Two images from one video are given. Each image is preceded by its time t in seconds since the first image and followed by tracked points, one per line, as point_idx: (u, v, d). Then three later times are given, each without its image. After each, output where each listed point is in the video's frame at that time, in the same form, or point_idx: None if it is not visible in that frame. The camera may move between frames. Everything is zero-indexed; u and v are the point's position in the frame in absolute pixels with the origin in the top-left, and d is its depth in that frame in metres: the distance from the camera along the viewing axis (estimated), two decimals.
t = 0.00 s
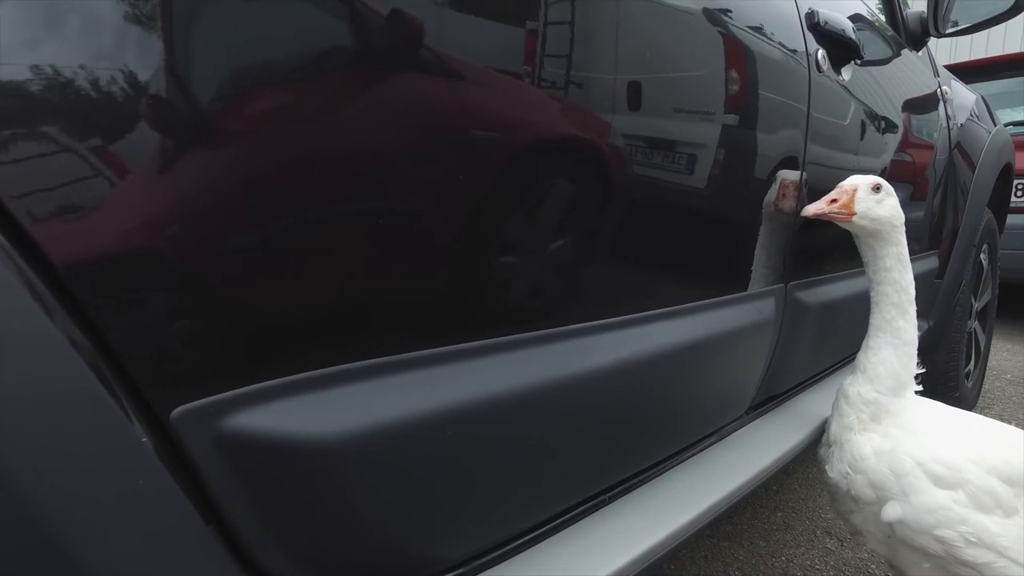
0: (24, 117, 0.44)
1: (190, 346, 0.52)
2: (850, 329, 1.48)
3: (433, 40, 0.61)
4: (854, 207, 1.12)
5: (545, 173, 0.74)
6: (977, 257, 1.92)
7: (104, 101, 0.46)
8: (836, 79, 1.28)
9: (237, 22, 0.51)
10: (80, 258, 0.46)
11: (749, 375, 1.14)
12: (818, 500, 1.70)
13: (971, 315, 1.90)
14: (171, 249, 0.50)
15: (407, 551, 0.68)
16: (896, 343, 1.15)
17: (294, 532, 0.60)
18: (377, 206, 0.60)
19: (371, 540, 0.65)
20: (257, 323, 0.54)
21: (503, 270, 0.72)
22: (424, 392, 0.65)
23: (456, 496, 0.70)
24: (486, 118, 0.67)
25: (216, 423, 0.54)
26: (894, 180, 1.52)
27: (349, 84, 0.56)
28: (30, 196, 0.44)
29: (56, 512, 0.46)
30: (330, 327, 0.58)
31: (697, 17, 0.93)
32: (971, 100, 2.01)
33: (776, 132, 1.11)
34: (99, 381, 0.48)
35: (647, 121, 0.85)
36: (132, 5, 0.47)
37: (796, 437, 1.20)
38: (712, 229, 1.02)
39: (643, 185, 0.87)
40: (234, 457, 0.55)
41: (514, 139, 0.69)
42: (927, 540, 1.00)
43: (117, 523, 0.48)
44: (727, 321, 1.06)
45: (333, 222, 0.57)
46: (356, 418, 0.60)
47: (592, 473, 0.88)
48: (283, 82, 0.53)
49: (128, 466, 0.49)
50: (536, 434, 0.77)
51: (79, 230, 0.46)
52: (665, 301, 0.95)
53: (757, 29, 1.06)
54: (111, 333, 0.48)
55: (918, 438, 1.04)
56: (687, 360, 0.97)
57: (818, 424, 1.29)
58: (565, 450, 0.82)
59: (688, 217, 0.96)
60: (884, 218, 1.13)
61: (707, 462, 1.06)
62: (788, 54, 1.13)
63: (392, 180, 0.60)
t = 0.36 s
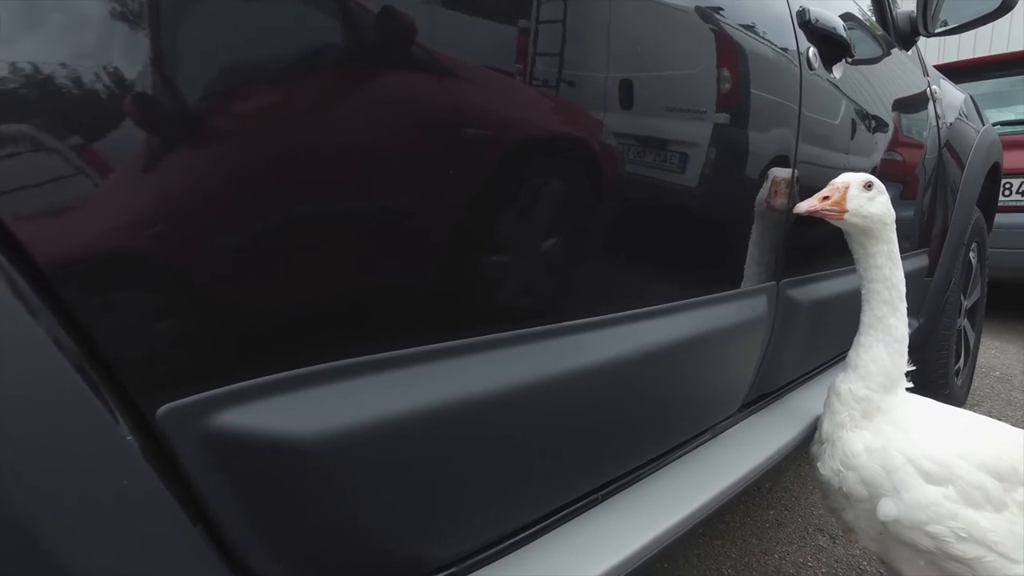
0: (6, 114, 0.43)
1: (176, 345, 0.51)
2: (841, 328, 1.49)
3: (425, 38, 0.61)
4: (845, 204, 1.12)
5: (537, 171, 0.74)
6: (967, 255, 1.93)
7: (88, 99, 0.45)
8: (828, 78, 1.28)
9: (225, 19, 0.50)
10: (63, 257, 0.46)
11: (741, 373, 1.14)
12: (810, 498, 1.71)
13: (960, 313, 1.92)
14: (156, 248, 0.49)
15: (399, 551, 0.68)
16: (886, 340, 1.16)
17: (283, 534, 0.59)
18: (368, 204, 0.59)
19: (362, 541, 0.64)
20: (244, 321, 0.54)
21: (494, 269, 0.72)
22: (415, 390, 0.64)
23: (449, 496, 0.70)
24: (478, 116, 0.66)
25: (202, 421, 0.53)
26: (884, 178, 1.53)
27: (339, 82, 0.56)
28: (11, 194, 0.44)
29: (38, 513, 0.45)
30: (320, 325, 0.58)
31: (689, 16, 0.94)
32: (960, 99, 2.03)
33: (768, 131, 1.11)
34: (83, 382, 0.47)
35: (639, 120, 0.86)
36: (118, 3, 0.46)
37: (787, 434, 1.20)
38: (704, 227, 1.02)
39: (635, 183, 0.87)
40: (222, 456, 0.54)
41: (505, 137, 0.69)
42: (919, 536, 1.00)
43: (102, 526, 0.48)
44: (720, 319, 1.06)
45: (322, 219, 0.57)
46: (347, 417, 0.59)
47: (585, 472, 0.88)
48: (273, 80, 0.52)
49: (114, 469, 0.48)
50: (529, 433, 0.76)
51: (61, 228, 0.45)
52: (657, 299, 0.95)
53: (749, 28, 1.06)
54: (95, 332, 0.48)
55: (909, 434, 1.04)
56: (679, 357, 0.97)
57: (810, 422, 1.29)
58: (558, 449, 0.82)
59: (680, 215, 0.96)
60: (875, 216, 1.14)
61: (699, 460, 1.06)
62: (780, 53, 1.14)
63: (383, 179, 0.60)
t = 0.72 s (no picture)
0: None
1: (160, 346, 0.50)
2: (832, 326, 1.49)
3: (416, 36, 0.61)
4: (835, 203, 1.13)
5: (528, 171, 0.74)
6: (954, 254, 1.95)
7: (69, 97, 0.45)
8: (817, 77, 1.29)
9: (211, 17, 0.49)
10: (42, 257, 0.45)
11: (732, 372, 1.14)
12: (801, 496, 1.71)
13: (948, 312, 1.93)
14: (137, 248, 0.48)
15: (390, 552, 0.67)
16: (877, 338, 1.17)
17: (271, 537, 0.59)
18: (356, 204, 0.59)
19: (353, 542, 0.64)
20: (231, 322, 0.53)
21: (485, 268, 0.71)
22: (406, 389, 0.64)
23: (440, 497, 0.70)
24: (469, 115, 0.66)
25: (189, 421, 0.52)
26: (874, 178, 1.54)
27: (328, 81, 0.55)
28: None
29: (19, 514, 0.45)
30: (308, 325, 0.57)
31: (679, 15, 0.94)
32: (947, 99, 2.04)
33: (758, 131, 1.12)
34: (66, 384, 0.47)
35: (630, 119, 0.86)
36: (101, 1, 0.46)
37: (779, 433, 1.21)
38: (695, 227, 1.03)
39: (626, 183, 0.87)
40: (208, 457, 0.53)
41: (495, 136, 0.69)
42: (909, 533, 1.01)
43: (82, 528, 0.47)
44: (711, 318, 1.06)
45: (310, 218, 0.56)
46: (337, 417, 0.58)
47: (576, 471, 0.87)
48: (260, 78, 0.52)
49: (96, 472, 0.48)
50: (520, 433, 0.76)
51: (39, 228, 0.45)
52: (648, 298, 0.96)
53: (739, 28, 1.06)
54: (77, 334, 0.47)
55: (899, 432, 1.05)
56: (670, 355, 0.97)
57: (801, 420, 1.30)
58: (549, 449, 0.82)
59: (671, 215, 0.97)
60: (865, 215, 1.14)
61: (690, 459, 1.07)
62: (770, 52, 1.14)
63: (372, 178, 0.60)
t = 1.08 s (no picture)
0: None
1: (143, 348, 0.50)
2: (822, 325, 1.50)
3: (406, 36, 0.60)
4: (825, 202, 1.13)
5: (519, 170, 0.74)
6: (943, 253, 1.97)
7: (46, 98, 0.44)
8: (807, 76, 1.29)
9: (195, 17, 0.49)
10: (19, 258, 0.44)
11: (723, 372, 1.15)
12: (792, 494, 1.72)
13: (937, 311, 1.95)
14: (115, 250, 0.48)
15: (380, 554, 0.67)
16: (867, 337, 1.17)
17: (260, 541, 0.58)
18: (345, 203, 0.58)
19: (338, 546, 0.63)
20: (218, 322, 0.53)
21: (476, 268, 0.71)
22: (396, 390, 0.63)
23: (430, 499, 0.69)
24: (461, 114, 0.66)
25: (173, 423, 0.51)
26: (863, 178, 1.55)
27: (316, 81, 0.55)
28: None
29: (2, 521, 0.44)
30: (299, 326, 0.57)
31: (670, 15, 0.94)
32: (935, 100, 2.06)
33: (749, 131, 1.12)
34: (46, 387, 0.46)
35: (622, 119, 0.86)
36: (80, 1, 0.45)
37: (769, 432, 1.21)
38: (686, 226, 1.03)
39: (618, 182, 0.87)
40: (191, 460, 0.52)
41: (486, 136, 0.69)
42: (899, 531, 1.01)
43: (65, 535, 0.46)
44: (702, 317, 1.06)
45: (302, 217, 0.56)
46: (327, 416, 0.58)
47: (567, 472, 0.87)
48: (245, 77, 0.51)
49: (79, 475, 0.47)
50: (512, 434, 0.76)
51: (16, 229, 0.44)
52: (639, 297, 0.96)
53: (729, 28, 1.07)
54: (57, 335, 0.47)
55: (889, 430, 1.06)
56: (662, 355, 0.97)
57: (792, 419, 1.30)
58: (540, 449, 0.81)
59: (662, 214, 0.97)
60: (856, 214, 1.15)
61: (681, 458, 1.07)
62: (760, 52, 1.14)
63: (361, 177, 0.59)
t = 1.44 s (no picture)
0: None
1: (108, 354, 0.49)
2: (808, 324, 1.51)
3: (394, 35, 0.60)
4: (810, 200, 1.14)
5: (507, 169, 0.73)
6: (929, 252, 1.98)
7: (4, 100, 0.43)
8: (794, 76, 1.30)
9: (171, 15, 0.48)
10: None
11: (710, 370, 1.15)
12: (780, 492, 1.73)
13: (923, 309, 1.96)
14: (72, 255, 0.46)
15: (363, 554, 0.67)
16: (854, 335, 1.18)
17: (237, 541, 0.58)
18: (326, 204, 0.58)
19: (323, 545, 0.63)
20: (195, 323, 0.52)
21: (464, 269, 0.71)
22: (378, 390, 0.63)
23: (414, 499, 0.69)
24: (449, 114, 0.66)
25: (144, 424, 0.50)
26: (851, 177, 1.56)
27: (299, 82, 0.55)
28: None
29: None
30: (279, 327, 0.57)
31: (659, 15, 0.94)
32: (921, 99, 2.08)
33: (737, 130, 1.12)
34: (12, 393, 0.44)
35: (611, 119, 0.86)
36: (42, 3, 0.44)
37: (756, 430, 1.22)
38: (674, 225, 1.03)
39: (607, 182, 0.87)
40: (163, 462, 0.51)
41: (475, 136, 0.69)
42: (885, 528, 1.01)
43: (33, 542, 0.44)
44: (689, 316, 1.06)
45: (284, 218, 0.56)
46: (306, 416, 0.58)
47: (552, 471, 0.87)
48: (222, 76, 0.51)
49: (44, 480, 0.45)
50: (496, 433, 0.76)
51: None
52: (626, 295, 0.95)
53: (718, 28, 1.07)
54: (22, 338, 0.45)
55: (875, 428, 1.06)
56: (648, 353, 0.97)
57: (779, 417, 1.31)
58: (525, 448, 0.81)
59: (650, 213, 0.97)
60: (842, 212, 1.15)
61: (668, 457, 1.07)
62: (748, 52, 1.15)
63: (344, 177, 0.59)
